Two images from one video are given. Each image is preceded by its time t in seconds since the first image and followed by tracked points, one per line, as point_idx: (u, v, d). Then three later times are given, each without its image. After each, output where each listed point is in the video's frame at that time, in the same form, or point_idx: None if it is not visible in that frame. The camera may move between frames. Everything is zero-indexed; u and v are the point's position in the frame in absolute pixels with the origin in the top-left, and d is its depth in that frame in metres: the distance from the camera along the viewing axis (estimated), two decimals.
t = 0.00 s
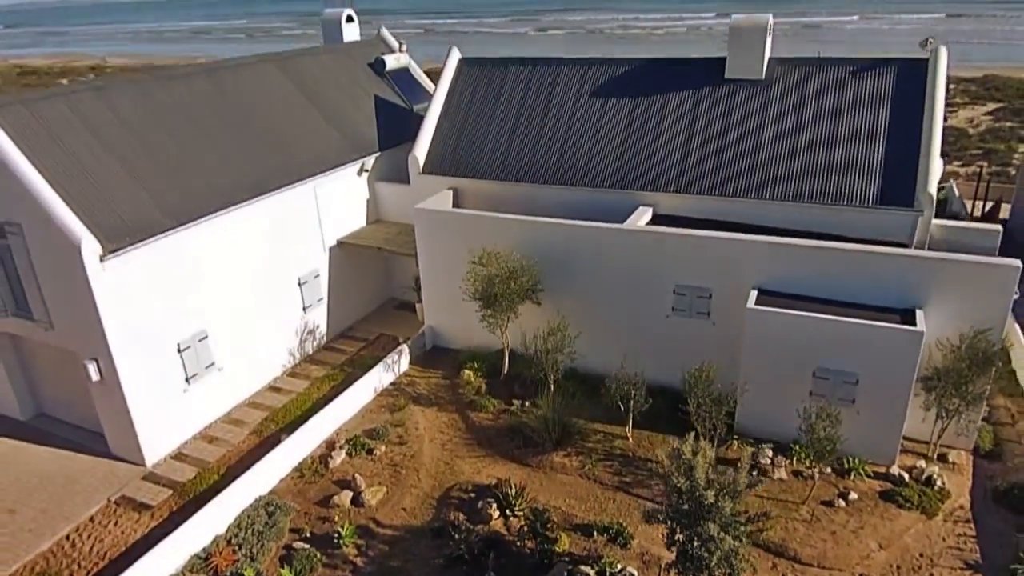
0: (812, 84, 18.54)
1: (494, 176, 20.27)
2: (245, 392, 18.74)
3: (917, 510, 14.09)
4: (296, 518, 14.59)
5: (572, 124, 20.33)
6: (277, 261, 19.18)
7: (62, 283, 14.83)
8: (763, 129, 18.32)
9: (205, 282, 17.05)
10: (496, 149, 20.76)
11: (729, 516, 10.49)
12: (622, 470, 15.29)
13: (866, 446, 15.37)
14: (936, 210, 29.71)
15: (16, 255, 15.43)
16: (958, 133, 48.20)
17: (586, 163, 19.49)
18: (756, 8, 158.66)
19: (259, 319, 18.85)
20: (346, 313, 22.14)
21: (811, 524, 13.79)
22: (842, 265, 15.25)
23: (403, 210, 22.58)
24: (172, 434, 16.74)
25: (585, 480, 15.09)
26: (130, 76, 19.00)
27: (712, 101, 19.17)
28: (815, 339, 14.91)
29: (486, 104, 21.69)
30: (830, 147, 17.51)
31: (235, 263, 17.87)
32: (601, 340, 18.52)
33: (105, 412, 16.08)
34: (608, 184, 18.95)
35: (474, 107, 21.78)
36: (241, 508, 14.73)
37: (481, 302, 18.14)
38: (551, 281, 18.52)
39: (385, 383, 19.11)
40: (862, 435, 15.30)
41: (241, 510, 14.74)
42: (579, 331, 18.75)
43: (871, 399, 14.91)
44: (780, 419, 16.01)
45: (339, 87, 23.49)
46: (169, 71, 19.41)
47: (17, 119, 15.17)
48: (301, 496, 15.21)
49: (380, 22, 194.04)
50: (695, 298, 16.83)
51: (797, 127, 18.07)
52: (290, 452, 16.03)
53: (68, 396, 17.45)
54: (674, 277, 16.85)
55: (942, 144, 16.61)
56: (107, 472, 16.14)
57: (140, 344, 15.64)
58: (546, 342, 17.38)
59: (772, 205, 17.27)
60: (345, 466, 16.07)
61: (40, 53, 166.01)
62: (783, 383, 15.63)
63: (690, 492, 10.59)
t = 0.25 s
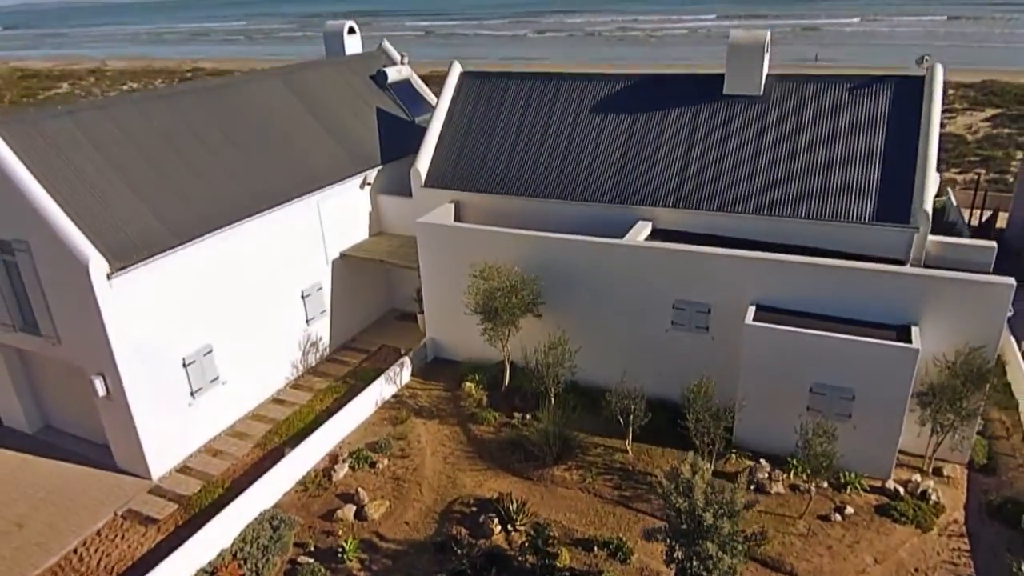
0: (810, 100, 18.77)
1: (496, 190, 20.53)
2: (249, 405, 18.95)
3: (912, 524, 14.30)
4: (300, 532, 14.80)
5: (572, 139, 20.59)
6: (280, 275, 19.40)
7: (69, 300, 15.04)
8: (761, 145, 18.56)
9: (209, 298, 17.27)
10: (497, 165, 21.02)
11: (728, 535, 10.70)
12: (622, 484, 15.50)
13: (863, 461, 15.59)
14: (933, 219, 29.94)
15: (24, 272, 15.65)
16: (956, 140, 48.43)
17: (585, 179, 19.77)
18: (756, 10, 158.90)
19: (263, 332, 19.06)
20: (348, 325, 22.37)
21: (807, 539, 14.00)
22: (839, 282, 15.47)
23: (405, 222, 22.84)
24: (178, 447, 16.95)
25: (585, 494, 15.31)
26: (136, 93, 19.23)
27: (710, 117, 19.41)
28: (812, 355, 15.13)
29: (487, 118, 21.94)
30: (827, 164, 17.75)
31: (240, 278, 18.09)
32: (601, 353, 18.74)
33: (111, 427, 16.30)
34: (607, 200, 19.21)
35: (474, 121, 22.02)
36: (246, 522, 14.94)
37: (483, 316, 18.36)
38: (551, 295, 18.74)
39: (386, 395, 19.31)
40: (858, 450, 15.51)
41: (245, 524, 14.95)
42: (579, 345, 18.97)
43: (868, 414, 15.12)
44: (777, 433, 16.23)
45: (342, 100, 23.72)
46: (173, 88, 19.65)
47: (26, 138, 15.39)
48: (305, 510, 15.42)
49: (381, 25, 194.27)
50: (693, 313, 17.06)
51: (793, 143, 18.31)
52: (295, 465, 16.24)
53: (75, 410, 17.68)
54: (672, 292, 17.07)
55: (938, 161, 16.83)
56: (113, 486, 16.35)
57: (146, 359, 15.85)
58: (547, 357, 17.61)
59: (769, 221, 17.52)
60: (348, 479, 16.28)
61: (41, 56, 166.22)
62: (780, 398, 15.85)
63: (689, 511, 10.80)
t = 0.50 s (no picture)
0: (808, 115, 18.98)
1: (498, 203, 20.75)
2: (254, 416, 19.16)
3: (909, 537, 14.50)
4: (305, 545, 15.00)
5: (573, 153, 20.80)
6: (284, 287, 19.60)
7: (77, 316, 15.24)
8: (760, 160, 18.77)
9: (215, 312, 17.46)
10: (499, 177, 21.25)
11: (727, 553, 10.90)
12: (623, 497, 15.71)
13: (861, 474, 15.79)
14: (931, 228, 30.16)
15: (32, 288, 15.84)
16: (954, 145, 48.64)
17: (586, 192, 19.99)
18: (755, 12, 159.11)
19: (267, 344, 19.26)
20: (351, 335, 22.58)
21: (805, 552, 14.20)
22: (836, 298, 15.68)
23: (408, 234, 23.06)
24: (184, 460, 17.16)
25: (587, 507, 15.52)
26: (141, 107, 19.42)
27: (710, 132, 19.62)
28: (810, 370, 15.33)
29: (489, 130, 22.16)
30: (825, 179, 17.96)
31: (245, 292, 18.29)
32: (601, 365, 18.94)
33: (118, 440, 16.51)
34: (608, 214, 19.42)
35: (476, 134, 22.24)
36: (252, 535, 15.15)
37: (485, 329, 18.56)
38: (553, 308, 18.94)
39: (389, 407, 19.50)
40: (856, 463, 15.72)
41: (251, 537, 15.15)
42: (580, 357, 19.18)
43: (865, 429, 15.32)
44: (776, 446, 16.44)
45: (345, 112, 23.93)
46: (178, 102, 19.85)
47: (34, 156, 15.57)
48: (310, 523, 15.63)
49: (380, 26, 194.43)
50: (693, 326, 17.26)
51: (792, 158, 18.53)
52: (300, 478, 16.44)
53: (81, 422, 17.89)
54: (672, 306, 17.28)
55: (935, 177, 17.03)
56: (120, 498, 16.57)
57: (153, 374, 16.06)
58: (548, 370, 17.82)
59: (768, 235, 17.73)
60: (352, 492, 16.48)
61: (43, 57, 166.44)
62: (779, 412, 16.05)
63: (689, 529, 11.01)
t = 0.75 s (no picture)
0: (807, 131, 19.19)
1: (500, 217, 20.97)
2: (259, 429, 19.35)
3: (907, 552, 14.68)
4: (311, 559, 15.19)
5: (574, 167, 21.02)
6: (289, 302, 19.80)
7: (86, 333, 15.43)
8: (759, 175, 18.99)
9: (221, 327, 17.65)
10: (501, 191, 21.46)
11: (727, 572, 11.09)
12: (624, 512, 15.91)
13: (860, 488, 15.99)
14: (930, 238, 30.38)
15: (40, 305, 16.05)
16: (953, 152, 48.87)
17: (587, 207, 20.20)
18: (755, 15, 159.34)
19: (272, 358, 19.46)
20: (354, 347, 22.78)
21: (804, 567, 14.39)
22: (835, 315, 15.87)
23: (411, 246, 23.26)
24: (190, 474, 17.35)
25: (589, 522, 15.71)
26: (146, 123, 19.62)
27: (710, 147, 19.84)
28: (809, 387, 15.52)
29: (491, 144, 22.38)
30: (824, 195, 18.17)
31: (251, 307, 18.48)
32: (603, 379, 19.14)
33: (125, 455, 16.70)
34: (609, 229, 19.63)
35: (478, 147, 22.47)
36: (259, 549, 15.34)
37: (488, 344, 18.75)
38: (555, 322, 19.13)
39: (393, 420, 19.69)
40: (855, 478, 15.91)
41: (258, 551, 15.34)
42: (582, 370, 19.38)
43: (864, 444, 15.51)
44: (776, 461, 16.64)
45: (347, 125, 24.14)
46: (183, 118, 20.06)
47: (42, 174, 15.75)
48: (316, 537, 15.82)
49: (380, 29, 194.77)
50: (694, 342, 17.46)
51: (791, 174, 18.74)
52: (305, 492, 16.64)
53: (88, 436, 18.09)
54: (673, 322, 17.49)
55: (933, 194, 17.23)
56: (127, 512, 16.77)
57: (160, 390, 16.25)
58: (551, 385, 18.01)
59: (767, 251, 17.95)
60: (357, 506, 16.67)
61: (44, 60, 166.76)
62: (779, 428, 16.25)
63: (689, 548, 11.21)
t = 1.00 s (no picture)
0: (807, 146, 19.40)
1: (502, 230, 21.17)
2: (264, 442, 19.56)
3: (904, 566, 14.88)
4: (317, 573, 15.38)
5: (576, 181, 21.23)
6: (294, 315, 20.01)
7: (93, 349, 15.64)
8: (759, 190, 19.19)
9: (228, 342, 17.86)
10: (503, 204, 21.66)
11: None
12: (625, 525, 16.12)
13: (858, 502, 16.20)
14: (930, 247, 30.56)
15: (48, 321, 16.26)
16: (952, 157, 49.05)
17: (588, 220, 20.40)
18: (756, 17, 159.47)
19: (277, 371, 19.67)
20: (357, 357, 22.97)
21: None
22: (834, 331, 16.08)
23: (414, 257, 23.47)
24: (196, 487, 17.56)
25: (591, 535, 15.92)
26: (151, 138, 19.81)
27: (710, 162, 20.05)
28: (808, 403, 15.72)
29: (493, 157, 22.59)
30: (823, 210, 18.38)
31: (257, 321, 18.68)
32: (604, 392, 19.35)
33: (133, 468, 16.92)
34: (610, 242, 19.82)
35: (481, 160, 22.68)
36: (265, 563, 15.53)
37: (491, 357, 18.94)
38: (557, 336, 19.33)
39: (396, 432, 19.88)
40: (853, 492, 16.12)
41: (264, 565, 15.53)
42: (584, 383, 19.58)
43: (862, 459, 15.71)
44: (775, 474, 16.84)
45: (350, 137, 24.34)
46: (188, 134, 20.28)
47: (50, 194, 15.97)
48: (320, 550, 16.02)
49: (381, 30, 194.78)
50: (694, 356, 17.66)
51: (790, 189, 18.95)
52: (311, 504, 16.83)
53: (95, 449, 18.31)
54: (673, 336, 17.70)
55: (930, 210, 17.43)
56: (134, 524, 16.98)
57: (167, 405, 16.46)
58: (553, 398, 18.23)
59: (767, 266, 18.15)
60: (361, 519, 16.86)
61: (44, 61, 166.90)
62: (778, 442, 16.45)
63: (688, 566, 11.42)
